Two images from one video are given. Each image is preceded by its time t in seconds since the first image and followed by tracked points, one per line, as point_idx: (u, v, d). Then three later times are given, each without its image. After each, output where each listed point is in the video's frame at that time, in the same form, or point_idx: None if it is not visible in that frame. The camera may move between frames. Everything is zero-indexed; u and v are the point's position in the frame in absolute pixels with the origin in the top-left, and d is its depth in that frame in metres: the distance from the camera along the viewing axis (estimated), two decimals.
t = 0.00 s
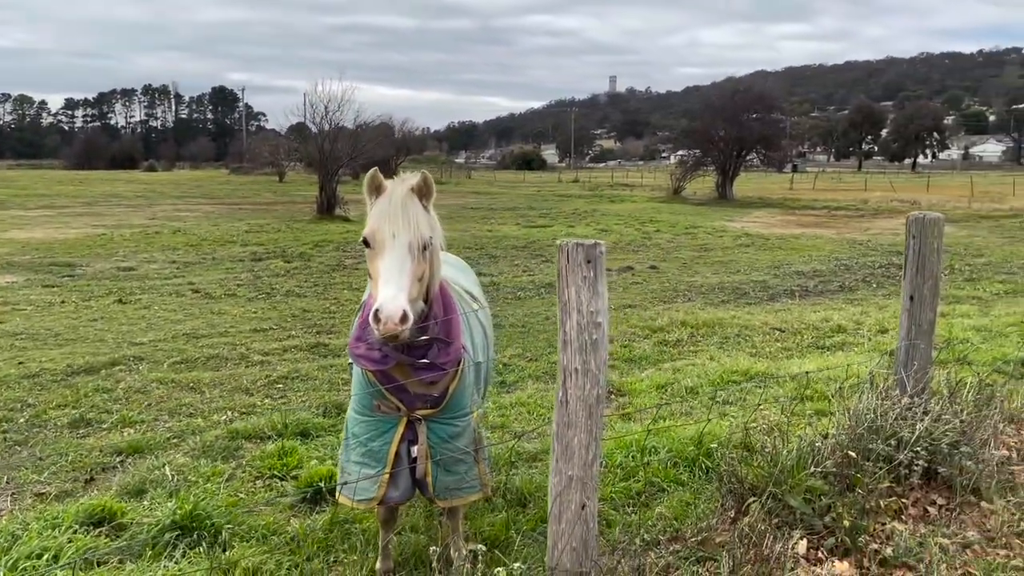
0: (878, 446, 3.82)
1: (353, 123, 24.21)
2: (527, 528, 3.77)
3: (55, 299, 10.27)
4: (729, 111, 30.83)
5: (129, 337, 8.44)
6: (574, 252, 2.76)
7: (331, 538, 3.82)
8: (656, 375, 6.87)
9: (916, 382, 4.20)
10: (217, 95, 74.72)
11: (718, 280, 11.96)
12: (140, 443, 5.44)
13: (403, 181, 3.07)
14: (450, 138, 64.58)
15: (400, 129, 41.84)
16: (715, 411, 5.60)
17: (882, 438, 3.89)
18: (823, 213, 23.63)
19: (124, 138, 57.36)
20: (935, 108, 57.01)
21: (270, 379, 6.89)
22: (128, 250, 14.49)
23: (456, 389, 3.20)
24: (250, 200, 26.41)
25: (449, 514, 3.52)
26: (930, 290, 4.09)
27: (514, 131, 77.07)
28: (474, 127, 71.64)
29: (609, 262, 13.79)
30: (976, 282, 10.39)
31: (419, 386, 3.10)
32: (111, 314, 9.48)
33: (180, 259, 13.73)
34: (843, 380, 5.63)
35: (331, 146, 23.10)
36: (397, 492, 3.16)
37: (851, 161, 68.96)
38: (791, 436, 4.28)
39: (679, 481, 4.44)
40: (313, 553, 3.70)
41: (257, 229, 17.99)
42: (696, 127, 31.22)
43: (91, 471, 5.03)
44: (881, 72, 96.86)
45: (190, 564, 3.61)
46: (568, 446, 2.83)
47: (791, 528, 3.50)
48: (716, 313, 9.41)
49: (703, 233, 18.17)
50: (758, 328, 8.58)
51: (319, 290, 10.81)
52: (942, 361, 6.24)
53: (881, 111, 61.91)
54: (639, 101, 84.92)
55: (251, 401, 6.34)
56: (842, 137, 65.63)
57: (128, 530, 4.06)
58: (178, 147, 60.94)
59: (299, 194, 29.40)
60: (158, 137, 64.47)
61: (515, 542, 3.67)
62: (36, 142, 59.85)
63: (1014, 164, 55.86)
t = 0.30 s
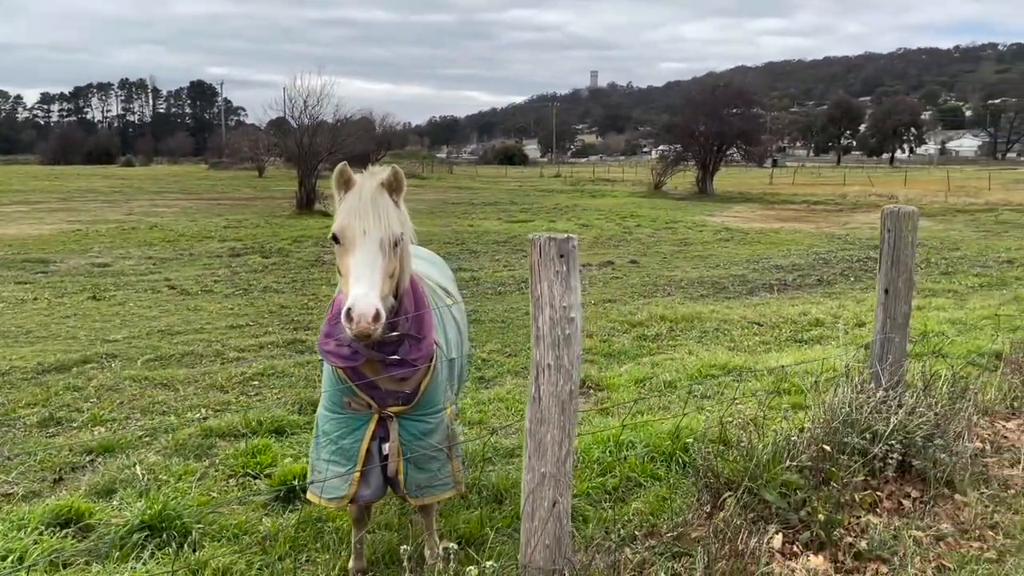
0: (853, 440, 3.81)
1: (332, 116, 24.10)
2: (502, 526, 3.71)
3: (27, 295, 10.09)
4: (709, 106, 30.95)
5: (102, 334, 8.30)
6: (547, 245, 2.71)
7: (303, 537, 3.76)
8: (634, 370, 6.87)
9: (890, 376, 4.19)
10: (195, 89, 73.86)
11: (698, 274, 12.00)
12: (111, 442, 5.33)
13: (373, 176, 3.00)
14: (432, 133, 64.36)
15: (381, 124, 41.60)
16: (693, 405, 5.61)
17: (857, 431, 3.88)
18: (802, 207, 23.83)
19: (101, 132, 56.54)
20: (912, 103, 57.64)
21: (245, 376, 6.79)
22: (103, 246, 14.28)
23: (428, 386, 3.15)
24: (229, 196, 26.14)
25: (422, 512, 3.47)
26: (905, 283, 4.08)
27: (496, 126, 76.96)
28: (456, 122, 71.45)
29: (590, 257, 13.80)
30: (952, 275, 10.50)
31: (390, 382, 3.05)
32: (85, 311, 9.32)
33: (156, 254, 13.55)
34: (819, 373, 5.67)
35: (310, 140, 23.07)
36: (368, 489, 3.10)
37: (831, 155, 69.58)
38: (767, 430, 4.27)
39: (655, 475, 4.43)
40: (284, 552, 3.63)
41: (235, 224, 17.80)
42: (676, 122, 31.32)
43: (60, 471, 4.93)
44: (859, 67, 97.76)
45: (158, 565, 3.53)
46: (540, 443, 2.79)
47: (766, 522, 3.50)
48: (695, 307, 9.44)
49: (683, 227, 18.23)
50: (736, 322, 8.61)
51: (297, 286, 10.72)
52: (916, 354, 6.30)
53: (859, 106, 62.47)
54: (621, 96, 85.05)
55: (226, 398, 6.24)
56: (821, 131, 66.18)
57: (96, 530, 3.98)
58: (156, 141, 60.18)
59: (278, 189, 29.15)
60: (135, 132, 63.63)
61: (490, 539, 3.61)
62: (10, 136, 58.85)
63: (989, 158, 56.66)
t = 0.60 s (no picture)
0: (832, 437, 3.76)
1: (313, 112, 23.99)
2: (475, 527, 3.63)
3: None
4: (692, 103, 31.01)
5: (75, 333, 8.09)
6: (517, 240, 2.63)
7: (272, 540, 3.63)
8: (614, 366, 6.84)
9: (870, 372, 4.15)
10: (177, 85, 73.10)
11: (680, 270, 11.97)
12: (79, 444, 5.14)
13: (340, 170, 2.89)
14: (416, 130, 64.16)
15: (364, 121, 41.31)
16: (673, 402, 5.57)
17: (836, 428, 3.83)
18: (785, 203, 23.94)
19: (80, 129, 55.85)
20: (893, 100, 58.15)
21: (220, 375, 6.64)
22: (80, 244, 14.05)
23: (396, 385, 3.04)
24: (210, 193, 25.88)
25: (393, 514, 3.38)
26: (884, 278, 4.04)
27: (481, 123, 76.74)
28: (440, 119, 71.17)
29: (572, 254, 13.75)
30: (932, 270, 10.55)
31: (358, 382, 2.95)
32: (58, 310, 9.11)
33: (134, 252, 13.34)
34: (797, 369, 5.65)
35: (292, 137, 22.99)
36: (335, 492, 3.01)
37: (813, 152, 70.07)
38: (747, 428, 4.21)
39: (634, 473, 4.37)
40: (253, 556, 3.51)
41: (215, 221, 17.59)
42: (660, 118, 31.35)
43: (26, 474, 4.77)
44: (841, 65, 98.49)
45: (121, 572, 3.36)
46: (511, 443, 2.70)
47: (744, 521, 3.44)
48: (677, 303, 9.40)
49: (667, 223, 18.24)
50: (717, 318, 8.60)
51: (277, 284, 10.58)
52: (894, 349, 6.30)
53: (841, 103, 62.93)
54: (606, 92, 85.17)
55: (200, 398, 6.08)
56: (803, 128, 66.59)
57: (60, 534, 3.83)
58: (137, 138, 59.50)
59: (260, 186, 28.90)
60: (115, 129, 62.89)
61: (463, 540, 3.53)
62: None
63: (969, 154, 57.29)
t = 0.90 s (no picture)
0: (810, 442, 3.68)
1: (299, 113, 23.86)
2: (446, 536, 3.53)
3: None
4: (680, 103, 31.00)
5: (49, 335, 7.82)
6: (481, 243, 2.54)
7: (235, 552, 3.52)
8: (596, 368, 6.76)
9: (850, 374, 4.08)
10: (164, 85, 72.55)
11: (666, 270, 11.91)
12: (45, 452, 4.87)
13: (295, 171, 2.80)
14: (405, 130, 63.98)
15: (352, 121, 41.12)
16: (654, 406, 5.50)
17: (814, 432, 3.76)
18: (773, 202, 23.96)
19: (66, 129, 55.34)
20: (881, 99, 58.41)
21: (196, 379, 6.47)
22: (60, 245, 13.83)
23: (360, 392, 2.96)
24: (196, 193, 25.64)
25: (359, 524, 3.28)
26: (863, 279, 3.97)
27: (470, 123, 76.60)
28: (430, 119, 70.99)
29: (558, 254, 13.66)
30: (917, 270, 10.54)
31: (319, 389, 2.85)
32: (33, 312, 8.86)
33: (115, 254, 13.16)
34: (778, 371, 5.59)
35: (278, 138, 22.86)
36: (296, 503, 2.91)
37: (802, 151, 70.32)
38: (724, 432, 4.14)
39: (611, 479, 4.30)
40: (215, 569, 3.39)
41: (200, 222, 17.40)
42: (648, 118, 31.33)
43: None
44: (830, 64, 98.89)
45: None
46: (475, 452, 2.61)
47: (719, 529, 3.37)
48: (661, 303, 9.33)
49: (654, 223, 18.20)
50: (701, 318, 8.53)
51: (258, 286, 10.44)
52: (877, 350, 6.25)
53: (829, 102, 63.15)
54: (595, 92, 85.19)
55: (174, 402, 5.90)
56: (792, 127, 66.79)
57: (17, 546, 3.62)
58: (123, 138, 59.00)
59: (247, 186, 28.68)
60: (101, 129, 62.38)
61: (433, 550, 3.42)
62: None
63: (956, 154, 57.63)
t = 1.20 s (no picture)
0: (796, 449, 3.63)
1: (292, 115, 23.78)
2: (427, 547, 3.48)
3: None
4: (674, 104, 30.99)
5: (33, 340, 7.71)
6: (455, 250, 2.48)
7: (210, 565, 3.43)
8: (585, 373, 6.71)
9: (836, 381, 4.04)
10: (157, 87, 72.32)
11: (657, 273, 11.86)
12: (24, 460, 4.70)
13: (262, 179, 2.75)
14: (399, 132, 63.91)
15: (346, 123, 41.05)
16: (642, 412, 5.45)
17: (800, 439, 3.71)
18: (766, 204, 23.96)
19: (59, 132, 55.18)
20: (874, 101, 58.57)
21: (180, 386, 6.38)
22: (48, 249, 13.73)
23: (334, 404, 2.90)
24: (188, 196, 25.53)
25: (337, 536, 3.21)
26: (849, 285, 3.92)
27: (465, 125, 76.58)
28: (424, 121, 70.93)
29: (550, 256, 13.61)
30: (909, 272, 10.53)
31: (292, 400, 2.79)
32: (18, 317, 8.75)
33: (104, 257, 13.06)
34: (766, 376, 5.54)
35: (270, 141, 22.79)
36: (269, 516, 2.84)
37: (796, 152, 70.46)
38: (710, 439, 4.09)
39: (596, 487, 4.25)
40: None
41: (191, 225, 17.30)
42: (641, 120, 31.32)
43: None
44: (824, 66, 99.12)
45: None
46: (449, 465, 2.55)
47: (703, 539, 3.33)
48: (652, 306, 9.28)
49: (647, 225, 18.18)
50: (692, 322, 8.49)
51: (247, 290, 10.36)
52: (866, 353, 6.22)
53: (823, 104, 63.29)
54: (590, 94, 85.21)
55: (156, 409, 5.81)
56: (786, 129, 66.89)
57: None
58: (116, 141, 58.80)
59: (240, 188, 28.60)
60: (95, 132, 62.17)
61: (413, 562, 3.37)
62: None
63: (949, 155, 57.81)
